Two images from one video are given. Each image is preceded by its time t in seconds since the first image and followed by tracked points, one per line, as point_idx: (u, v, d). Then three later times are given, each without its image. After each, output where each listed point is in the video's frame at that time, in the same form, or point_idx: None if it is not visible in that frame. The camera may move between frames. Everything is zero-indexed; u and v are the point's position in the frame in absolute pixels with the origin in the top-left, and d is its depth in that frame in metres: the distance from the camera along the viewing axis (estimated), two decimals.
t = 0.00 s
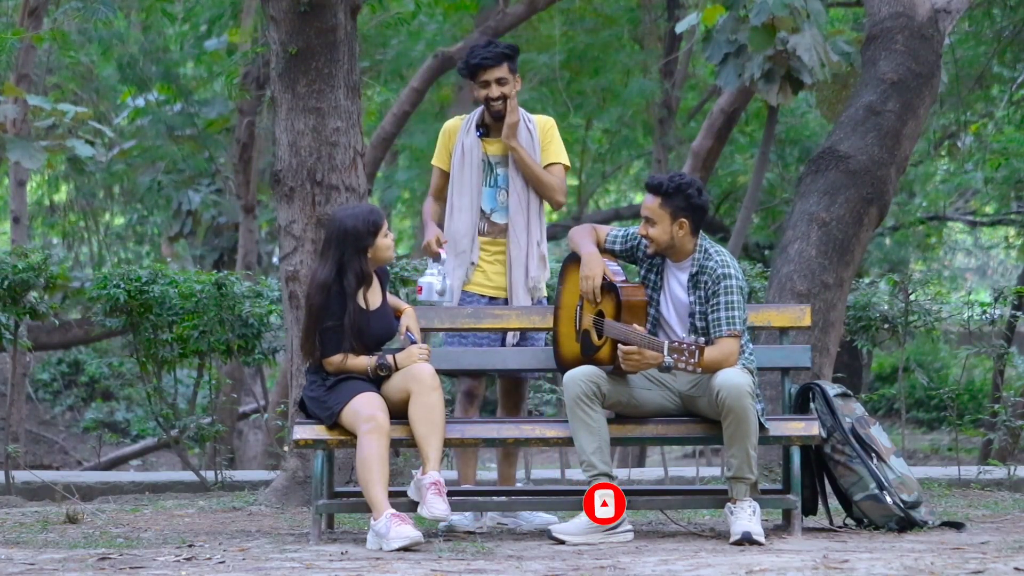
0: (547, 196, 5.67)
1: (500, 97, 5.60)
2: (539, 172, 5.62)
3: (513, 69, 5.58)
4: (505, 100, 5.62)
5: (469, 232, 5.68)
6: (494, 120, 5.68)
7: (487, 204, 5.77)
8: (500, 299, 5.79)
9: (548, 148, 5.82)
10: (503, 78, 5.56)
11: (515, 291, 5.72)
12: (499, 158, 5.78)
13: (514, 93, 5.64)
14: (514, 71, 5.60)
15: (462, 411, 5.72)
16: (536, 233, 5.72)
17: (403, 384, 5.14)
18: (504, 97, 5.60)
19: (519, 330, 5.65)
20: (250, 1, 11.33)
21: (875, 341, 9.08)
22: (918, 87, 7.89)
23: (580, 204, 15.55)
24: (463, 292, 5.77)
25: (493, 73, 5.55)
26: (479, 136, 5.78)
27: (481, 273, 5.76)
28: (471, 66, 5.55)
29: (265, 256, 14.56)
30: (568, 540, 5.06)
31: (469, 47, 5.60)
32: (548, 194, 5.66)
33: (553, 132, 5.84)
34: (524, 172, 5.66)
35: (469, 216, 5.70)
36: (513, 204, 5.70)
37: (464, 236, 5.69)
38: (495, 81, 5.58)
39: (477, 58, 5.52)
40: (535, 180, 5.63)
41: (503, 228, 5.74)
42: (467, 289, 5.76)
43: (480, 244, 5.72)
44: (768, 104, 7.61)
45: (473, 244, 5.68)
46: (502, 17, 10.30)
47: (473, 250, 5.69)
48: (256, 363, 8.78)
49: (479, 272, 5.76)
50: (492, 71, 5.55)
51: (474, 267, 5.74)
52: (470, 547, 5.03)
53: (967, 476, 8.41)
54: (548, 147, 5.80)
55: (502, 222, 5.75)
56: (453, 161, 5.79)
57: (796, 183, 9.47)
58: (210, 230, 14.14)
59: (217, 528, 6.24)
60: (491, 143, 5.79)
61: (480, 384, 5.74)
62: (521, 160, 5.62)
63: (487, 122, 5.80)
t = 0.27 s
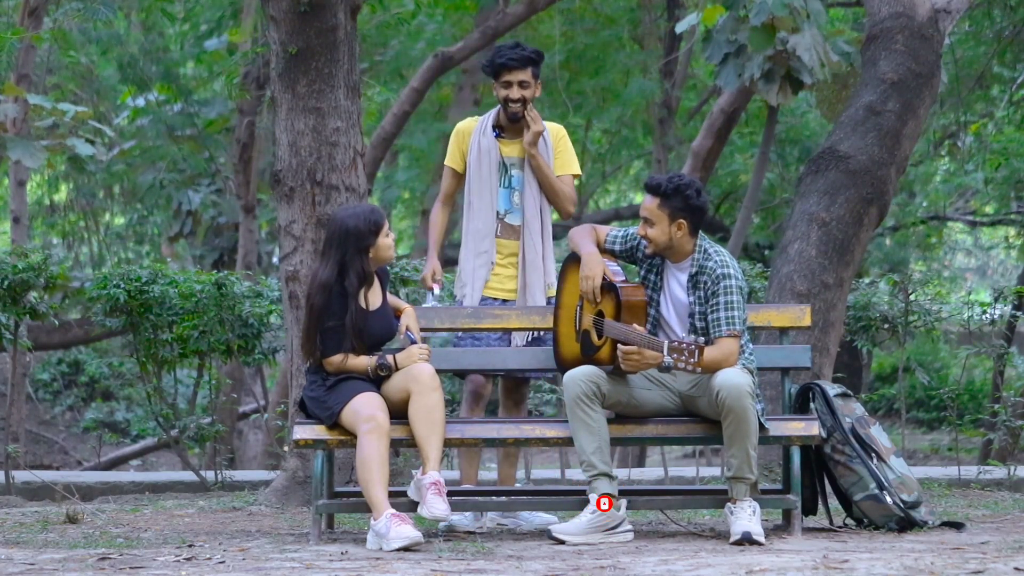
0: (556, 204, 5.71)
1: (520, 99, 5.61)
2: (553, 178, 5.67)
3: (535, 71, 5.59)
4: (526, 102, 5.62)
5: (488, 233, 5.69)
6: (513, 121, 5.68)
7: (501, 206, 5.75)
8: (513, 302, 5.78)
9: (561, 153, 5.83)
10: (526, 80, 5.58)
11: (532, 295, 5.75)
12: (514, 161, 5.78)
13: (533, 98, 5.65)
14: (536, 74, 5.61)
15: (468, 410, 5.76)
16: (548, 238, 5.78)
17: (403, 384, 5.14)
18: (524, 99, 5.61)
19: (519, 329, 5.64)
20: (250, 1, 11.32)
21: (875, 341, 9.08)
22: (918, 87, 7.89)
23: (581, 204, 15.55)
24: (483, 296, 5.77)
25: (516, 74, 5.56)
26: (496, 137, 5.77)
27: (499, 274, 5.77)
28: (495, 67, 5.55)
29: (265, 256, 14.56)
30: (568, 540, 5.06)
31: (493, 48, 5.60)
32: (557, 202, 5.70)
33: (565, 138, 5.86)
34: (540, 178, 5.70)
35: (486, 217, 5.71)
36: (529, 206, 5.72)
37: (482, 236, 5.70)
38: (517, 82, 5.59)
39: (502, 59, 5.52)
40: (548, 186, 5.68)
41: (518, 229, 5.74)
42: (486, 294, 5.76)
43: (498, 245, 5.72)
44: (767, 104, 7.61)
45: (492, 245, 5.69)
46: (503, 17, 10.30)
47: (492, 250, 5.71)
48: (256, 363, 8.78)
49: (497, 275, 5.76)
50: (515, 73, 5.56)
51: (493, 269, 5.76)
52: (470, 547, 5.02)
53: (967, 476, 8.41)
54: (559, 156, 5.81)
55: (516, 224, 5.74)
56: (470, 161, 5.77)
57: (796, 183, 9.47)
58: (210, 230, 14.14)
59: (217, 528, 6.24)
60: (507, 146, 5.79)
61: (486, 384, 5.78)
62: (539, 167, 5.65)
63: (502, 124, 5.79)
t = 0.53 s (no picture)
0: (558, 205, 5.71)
1: (530, 102, 5.62)
2: (558, 177, 5.67)
3: (547, 76, 5.58)
4: (534, 105, 5.64)
5: (496, 233, 5.70)
6: (521, 122, 5.69)
7: (506, 207, 5.75)
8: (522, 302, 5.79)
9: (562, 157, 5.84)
10: (537, 85, 5.58)
11: (542, 296, 5.76)
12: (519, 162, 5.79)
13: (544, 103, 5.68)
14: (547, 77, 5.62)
15: (472, 411, 5.73)
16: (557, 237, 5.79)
17: (403, 384, 5.14)
18: (533, 102, 5.63)
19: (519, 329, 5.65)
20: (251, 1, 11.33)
21: (875, 341, 9.08)
22: (918, 87, 7.89)
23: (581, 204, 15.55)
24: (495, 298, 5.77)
25: (528, 77, 5.56)
26: (501, 138, 5.76)
27: (507, 276, 5.78)
28: (508, 69, 5.54)
29: (265, 256, 14.56)
30: (568, 540, 5.05)
31: (508, 51, 5.58)
32: (559, 204, 5.70)
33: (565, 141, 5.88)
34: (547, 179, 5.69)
35: (495, 218, 5.71)
36: (537, 208, 5.74)
37: (491, 237, 5.70)
38: (529, 86, 5.60)
39: (518, 62, 5.52)
40: (553, 187, 5.68)
41: (524, 230, 5.76)
42: (496, 295, 5.76)
43: (505, 246, 5.74)
44: (767, 104, 7.61)
45: (501, 245, 5.70)
46: (503, 17, 10.30)
47: (501, 251, 5.72)
48: (256, 363, 8.78)
49: (505, 276, 5.77)
50: (528, 76, 5.56)
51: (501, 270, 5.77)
52: (470, 547, 5.02)
53: (967, 476, 8.41)
54: (559, 161, 5.80)
55: (521, 225, 5.76)
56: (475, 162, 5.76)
57: (796, 183, 9.47)
58: (210, 230, 14.14)
59: (217, 528, 6.24)
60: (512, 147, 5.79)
61: (490, 384, 5.78)
62: (547, 167, 5.64)
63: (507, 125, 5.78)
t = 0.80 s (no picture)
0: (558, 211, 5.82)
1: (533, 103, 5.64)
2: (560, 178, 5.68)
3: (555, 80, 5.62)
4: (536, 107, 5.65)
5: (493, 232, 5.69)
6: (521, 123, 5.69)
7: (505, 207, 5.74)
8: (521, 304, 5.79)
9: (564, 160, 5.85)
10: (542, 87, 5.60)
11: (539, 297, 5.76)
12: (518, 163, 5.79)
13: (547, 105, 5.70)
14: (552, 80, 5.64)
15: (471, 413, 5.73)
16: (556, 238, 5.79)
17: (403, 384, 5.15)
18: (536, 103, 5.64)
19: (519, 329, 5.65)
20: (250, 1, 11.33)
21: (875, 341, 9.08)
22: (918, 87, 7.89)
23: (581, 204, 15.55)
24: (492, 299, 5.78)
25: (533, 78, 5.58)
26: (501, 138, 5.76)
27: (505, 276, 5.78)
28: (515, 70, 5.56)
29: (265, 256, 14.57)
30: (568, 540, 5.05)
31: (516, 52, 5.60)
32: (560, 208, 5.76)
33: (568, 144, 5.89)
34: (550, 182, 5.72)
35: (493, 217, 5.70)
36: (536, 208, 5.74)
37: (489, 236, 5.70)
38: (533, 87, 5.61)
39: (526, 63, 5.54)
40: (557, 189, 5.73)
41: (522, 230, 5.75)
42: (492, 297, 5.77)
43: (502, 246, 5.74)
44: (767, 104, 7.60)
45: (498, 244, 5.70)
46: (503, 17, 10.30)
47: (497, 250, 5.72)
48: (256, 363, 8.79)
49: (502, 276, 5.78)
50: (535, 78, 5.58)
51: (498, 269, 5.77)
52: (470, 547, 5.02)
53: (967, 476, 8.41)
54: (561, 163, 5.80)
55: (520, 225, 5.76)
56: (474, 161, 5.76)
57: (796, 183, 9.47)
58: (210, 230, 14.14)
59: (217, 528, 6.24)
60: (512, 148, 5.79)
61: (490, 386, 5.78)
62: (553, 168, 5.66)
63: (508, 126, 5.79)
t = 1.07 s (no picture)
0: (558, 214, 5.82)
1: (534, 103, 5.64)
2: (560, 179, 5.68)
3: (555, 81, 5.62)
4: (536, 107, 5.65)
5: (492, 231, 5.69)
6: (521, 123, 5.68)
7: (504, 206, 5.74)
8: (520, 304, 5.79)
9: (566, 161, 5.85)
10: (542, 87, 5.60)
11: (539, 297, 5.76)
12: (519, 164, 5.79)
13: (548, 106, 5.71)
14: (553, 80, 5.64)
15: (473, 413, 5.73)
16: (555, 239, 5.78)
17: (403, 384, 5.15)
18: (535, 103, 5.63)
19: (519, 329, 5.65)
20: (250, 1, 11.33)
21: (875, 341, 9.08)
22: (918, 87, 7.89)
23: (581, 204, 15.55)
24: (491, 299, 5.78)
25: (534, 78, 5.58)
26: (500, 137, 5.76)
27: (505, 276, 5.79)
28: (516, 70, 5.56)
29: (265, 256, 14.57)
30: (568, 540, 5.05)
31: (517, 53, 5.60)
32: (559, 209, 5.76)
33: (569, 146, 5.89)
34: (550, 183, 5.72)
35: (492, 216, 5.70)
36: (535, 208, 5.74)
37: (488, 235, 5.70)
38: (533, 88, 5.61)
39: (527, 63, 5.54)
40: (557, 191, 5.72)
41: (521, 230, 5.75)
42: (492, 297, 5.77)
43: (502, 246, 5.73)
44: (768, 104, 7.61)
45: (497, 243, 5.70)
46: (503, 17, 10.30)
47: (496, 249, 5.71)
48: (256, 363, 8.79)
49: (501, 275, 5.77)
50: (536, 78, 5.58)
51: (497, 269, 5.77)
52: (470, 547, 5.02)
53: (967, 476, 8.41)
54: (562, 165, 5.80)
55: (520, 225, 5.75)
56: (473, 160, 5.76)
57: (796, 184, 9.47)
58: (210, 230, 14.14)
59: (217, 528, 6.24)
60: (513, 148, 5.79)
61: (490, 387, 5.78)
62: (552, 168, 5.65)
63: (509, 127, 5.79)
